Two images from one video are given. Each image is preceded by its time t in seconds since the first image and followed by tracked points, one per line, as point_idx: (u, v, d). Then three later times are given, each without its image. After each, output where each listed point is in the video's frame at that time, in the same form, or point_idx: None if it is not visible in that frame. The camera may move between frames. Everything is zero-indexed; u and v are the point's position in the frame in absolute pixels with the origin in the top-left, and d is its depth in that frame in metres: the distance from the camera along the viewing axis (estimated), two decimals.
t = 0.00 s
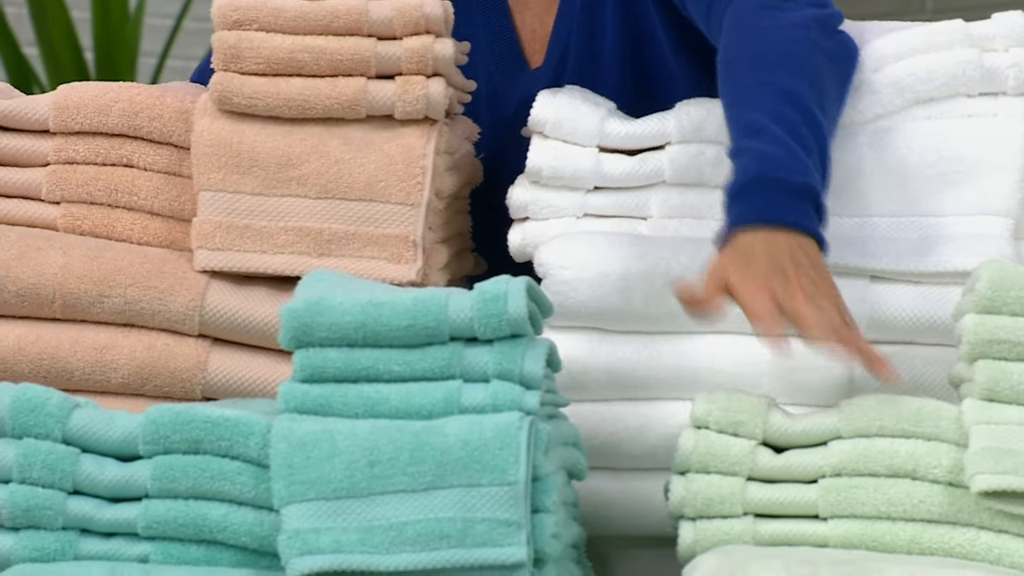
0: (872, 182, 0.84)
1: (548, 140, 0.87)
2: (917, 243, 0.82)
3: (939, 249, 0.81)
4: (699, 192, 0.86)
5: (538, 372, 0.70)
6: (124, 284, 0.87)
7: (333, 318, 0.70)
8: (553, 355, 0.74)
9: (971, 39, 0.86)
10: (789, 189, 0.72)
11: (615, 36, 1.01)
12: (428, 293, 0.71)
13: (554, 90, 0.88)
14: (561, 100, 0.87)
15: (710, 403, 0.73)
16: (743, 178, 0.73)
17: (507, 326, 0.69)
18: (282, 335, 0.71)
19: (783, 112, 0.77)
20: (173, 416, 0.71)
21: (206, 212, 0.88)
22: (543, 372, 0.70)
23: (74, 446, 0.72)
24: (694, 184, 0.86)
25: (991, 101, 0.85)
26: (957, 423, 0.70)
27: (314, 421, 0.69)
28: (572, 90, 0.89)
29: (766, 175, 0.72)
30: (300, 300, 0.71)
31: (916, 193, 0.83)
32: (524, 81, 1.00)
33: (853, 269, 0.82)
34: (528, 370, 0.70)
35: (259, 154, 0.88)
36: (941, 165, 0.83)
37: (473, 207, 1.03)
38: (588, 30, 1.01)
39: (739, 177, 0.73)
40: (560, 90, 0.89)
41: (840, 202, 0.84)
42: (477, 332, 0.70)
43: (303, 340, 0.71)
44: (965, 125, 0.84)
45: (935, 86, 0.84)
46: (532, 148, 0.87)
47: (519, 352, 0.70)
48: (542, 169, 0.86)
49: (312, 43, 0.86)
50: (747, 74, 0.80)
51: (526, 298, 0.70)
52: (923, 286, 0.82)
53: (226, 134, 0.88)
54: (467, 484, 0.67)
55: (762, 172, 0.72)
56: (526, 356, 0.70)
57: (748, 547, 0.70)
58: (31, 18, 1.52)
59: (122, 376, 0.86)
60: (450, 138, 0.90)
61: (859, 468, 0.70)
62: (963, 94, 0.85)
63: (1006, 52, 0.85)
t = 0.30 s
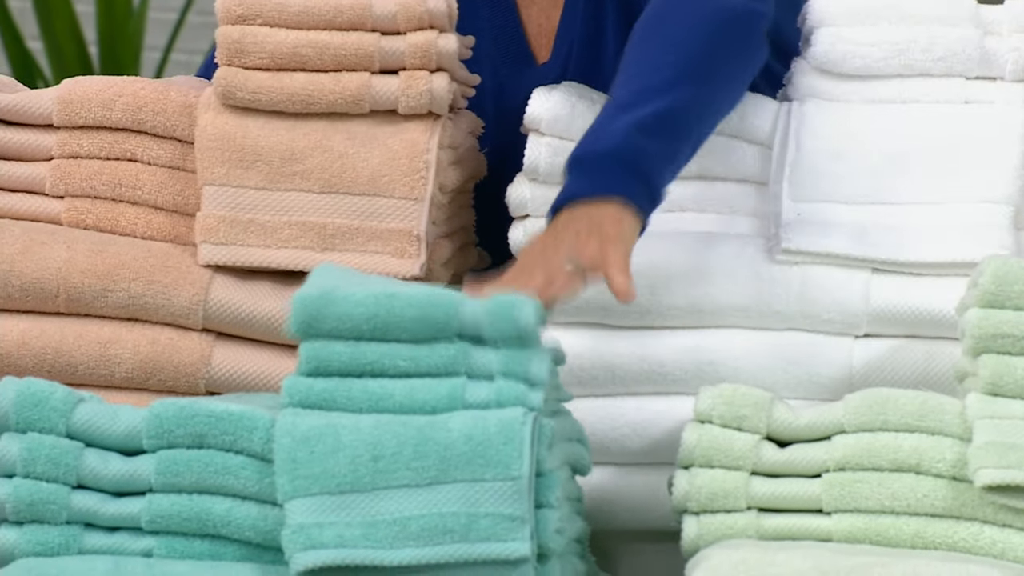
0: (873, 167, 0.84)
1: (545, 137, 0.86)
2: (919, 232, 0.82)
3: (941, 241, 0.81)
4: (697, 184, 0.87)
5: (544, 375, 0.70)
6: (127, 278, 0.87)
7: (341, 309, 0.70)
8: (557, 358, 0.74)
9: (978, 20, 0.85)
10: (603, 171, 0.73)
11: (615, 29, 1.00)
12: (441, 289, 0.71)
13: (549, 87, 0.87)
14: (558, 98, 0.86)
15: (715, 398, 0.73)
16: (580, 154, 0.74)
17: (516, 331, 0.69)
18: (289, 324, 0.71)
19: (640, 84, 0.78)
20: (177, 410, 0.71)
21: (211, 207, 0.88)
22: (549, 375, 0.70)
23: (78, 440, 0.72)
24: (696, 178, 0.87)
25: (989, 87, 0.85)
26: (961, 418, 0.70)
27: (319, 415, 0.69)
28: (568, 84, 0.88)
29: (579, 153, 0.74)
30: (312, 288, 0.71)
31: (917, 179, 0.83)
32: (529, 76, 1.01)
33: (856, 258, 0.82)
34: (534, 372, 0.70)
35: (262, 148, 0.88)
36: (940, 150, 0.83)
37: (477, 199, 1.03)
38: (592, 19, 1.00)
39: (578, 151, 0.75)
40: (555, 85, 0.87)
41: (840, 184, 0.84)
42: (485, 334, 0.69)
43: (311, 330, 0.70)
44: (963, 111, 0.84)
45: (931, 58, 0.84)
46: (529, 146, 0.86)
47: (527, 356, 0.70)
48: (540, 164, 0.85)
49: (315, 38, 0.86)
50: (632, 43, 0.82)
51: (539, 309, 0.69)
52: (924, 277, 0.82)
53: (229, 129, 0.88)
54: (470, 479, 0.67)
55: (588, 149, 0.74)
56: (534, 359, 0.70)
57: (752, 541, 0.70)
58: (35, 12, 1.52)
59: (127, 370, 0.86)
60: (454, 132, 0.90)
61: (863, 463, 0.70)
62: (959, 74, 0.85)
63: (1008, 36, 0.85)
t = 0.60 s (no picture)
0: (874, 161, 0.84)
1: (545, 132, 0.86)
2: (920, 227, 0.82)
3: (941, 236, 0.81)
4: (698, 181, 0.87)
5: (546, 376, 0.71)
6: (129, 273, 0.87)
7: (349, 304, 0.71)
8: (561, 364, 0.74)
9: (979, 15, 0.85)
10: (588, 185, 0.77)
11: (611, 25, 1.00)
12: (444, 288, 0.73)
13: (550, 83, 0.87)
14: (559, 92, 0.86)
15: (716, 392, 0.73)
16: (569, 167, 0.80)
17: (518, 331, 0.71)
18: (294, 316, 0.71)
19: (627, 101, 0.81)
20: (179, 405, 0.71)
21: (211, 201, 0.88)
22: (550, 376, 0.72)
23: (79, 435, 0.72)
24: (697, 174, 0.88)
25: (989, 81, 0.85)
26: (962, 412, 0.70)
27: (321, 410, 0.70)
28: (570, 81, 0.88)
29: (566, 168, 0.78)
30: (317, 282, 0.72)
31: (918, 174, 0.83)
32: (527, 72, 1.01)
33: (856, 252, 0.82)
34: (536, 373, 0.71)
35: (263, 143, 0.88)
36: (940, 145, 0.83)
37: (477, 195, 1.02)
38: (586, 16, 1.00)
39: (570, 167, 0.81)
40: (557, 81, 0.88)
41: (840, 179, 0.84)
42: (489, 333, 0.71)
43: (315, 324, 0.71)
44: (964, 106, 0.84)
45: (932, 52, 0.84)
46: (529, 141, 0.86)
47: (528, 355, 0.72)
48: (540, 159, 0.85)
49: (316, 33, 0.86)
50: (619, 61, 0.85)
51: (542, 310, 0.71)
52: (924, 272, 0.81)
53: (231, 124, 0.88)
54: (472, 477, 0.67)
55: (576, 165, 0.78)
56: (535, 359, 0.72)
57: (753, 536, 0.70)
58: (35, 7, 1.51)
59: (127, 365, 0.86)
60: (455, 127, 0.90)
61: (863, 457, 0.70)
62: (960, 69, 0.85)
63: (1008, 31, 0.84)
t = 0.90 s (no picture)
0: (877, 156, 0.84)
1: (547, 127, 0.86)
2: (924, 222, 0.81)
3: (944, 230, 0.81)
4: (700, 175, 0.88)
5: (550, 370, 0.71)
6: (131, 267, 0.87)
7: (351, 298, 0.71)
8: (563, 356, 0.74)
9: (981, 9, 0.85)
10: (593, 179, 0.77)
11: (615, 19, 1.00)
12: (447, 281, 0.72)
13: (553, 77, 0.87)
14: (561, 86, 0.86)
15: (718, 386, 0.73)
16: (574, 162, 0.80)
17: (521, 324, 0.71)
18: (297, 310, 0.72)
19: (632, 98, 0.81)
20: (182, 399, 0.71)
21: (213, 195, 0.88)
22: (554, 370, 0.72)
23: (81, 429, 0.72)
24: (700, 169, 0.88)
25: (992, 75, 0.85)
26: (965, 406, 0.70)
27: (323, 404, 0.70)
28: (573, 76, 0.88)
29: (570, 163, 0.78)
30: (319, 276, 0.72)
31: (921, 169, 0.83)
32: (532, 65, 1.00)
33: (859, 247, 0.81)
34: (540, 367, 0.71)
35: (266, 137, 0.87)
36: (943, 140, 0.83)
37: (480, 189, 1.02)
38: (590, 10, 1.00)
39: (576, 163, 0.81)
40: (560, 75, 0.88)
41: (843, 173, 0.84)
42: (492, 327, 0.71)
43: (318, 318, 0.71)
44: (967, 100, 0.84)
45: (935, 46, 0.84)
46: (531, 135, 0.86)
47: (531, 348, 0.71)
48: (542, 154, 0.85)
49: (319, 27, 0.85)
50: (625, 58, 0.85)
51: (545, 303, 0.71)
52: (928, 266, 0.81)
53: (233, 118, 0.88)
54: (475, 471, 0.67)
55: (581, 160, 0.78)
56: (539, 353, 0.71)
57: (755, 530, 0.70)
58: None
59: (130, 359, 0.86)
60: (458, 121, 0.89)
61: (866, 452, 0.70)
62: (963, 63, 0.85)
63: (1012, 24, 0.84)
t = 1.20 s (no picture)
0: (880, 151, 0.83)
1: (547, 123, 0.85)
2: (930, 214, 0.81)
3: (947, 224, 0.80)
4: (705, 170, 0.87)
5: (550, 352, 0.71)
6: (136, 260, 0.87)
7: (349, 289, 0.71)
8: (565, 336, 0.74)
9: None
10: (628, 148, 0.71)
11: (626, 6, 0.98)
12: (444, 266, 0.72)
13: (553, 73, 0.87)
14: (562, 84, 0.86)
15: (723, 380, 0.73)
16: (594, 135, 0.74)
17: (520, 304, 0.70)
18: (296, 304, 0.72)
19: (658, 76, 0.76)
20: (185, 393, 0.71)
21: (218, 189, 0.88)
22: (555, 351, 0.71)
23: (86, 423, 0.72)
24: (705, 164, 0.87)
25: (994, 67, 0.84)
26: (971, 400, 0.70)
27: (326, 397, 0.70)
28: (573, 74, 0.88)
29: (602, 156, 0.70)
30: (316, 269, 0.72)
31: (924, 162, 0.83)
32: (538, 57, 1.00)
33: (864, 241, 0.81)
34: (541, 349, 0.71)
35: (271, 131, 0.87)
36: (946, 133, 0.83)
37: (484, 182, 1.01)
38: None
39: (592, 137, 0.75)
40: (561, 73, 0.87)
41: (847, 167, 0.83)
42: (492, 308, 0.71)
43: (317, 311, 0.71)
44: (967, 92, 0.83)
45: (936, 39, 0.83)
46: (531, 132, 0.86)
47: (532, 330, 0.71)
48: (543, 151, 0.84)
49: (324, 21, 0.85)
50: (639, 57, 0.79)
51: (543, 281, 0.71)
52: (934, 259, 0.81)
53: (238, 112, 0.88)
54: (479, 463, 0.67)
55: (612, 130, 0.72)
56: (539, 335, 0.71)
57: (761, 525, 0.69)
58: None
59: (135, 353, 0.86)
60: (463, 115, 0.89)
61: (872, 446, 0.70)
62: (964, 55, 0.84)
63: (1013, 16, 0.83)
